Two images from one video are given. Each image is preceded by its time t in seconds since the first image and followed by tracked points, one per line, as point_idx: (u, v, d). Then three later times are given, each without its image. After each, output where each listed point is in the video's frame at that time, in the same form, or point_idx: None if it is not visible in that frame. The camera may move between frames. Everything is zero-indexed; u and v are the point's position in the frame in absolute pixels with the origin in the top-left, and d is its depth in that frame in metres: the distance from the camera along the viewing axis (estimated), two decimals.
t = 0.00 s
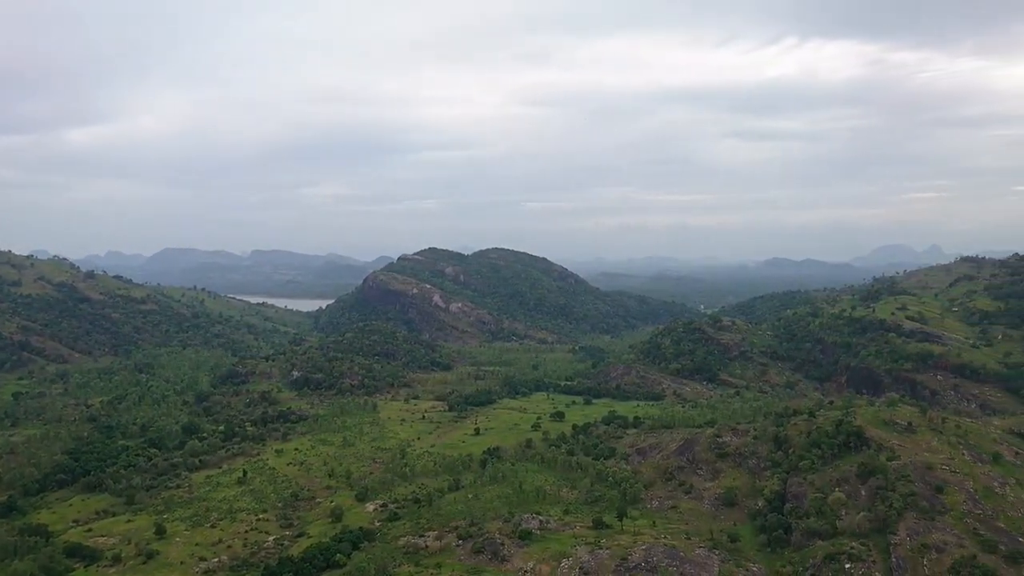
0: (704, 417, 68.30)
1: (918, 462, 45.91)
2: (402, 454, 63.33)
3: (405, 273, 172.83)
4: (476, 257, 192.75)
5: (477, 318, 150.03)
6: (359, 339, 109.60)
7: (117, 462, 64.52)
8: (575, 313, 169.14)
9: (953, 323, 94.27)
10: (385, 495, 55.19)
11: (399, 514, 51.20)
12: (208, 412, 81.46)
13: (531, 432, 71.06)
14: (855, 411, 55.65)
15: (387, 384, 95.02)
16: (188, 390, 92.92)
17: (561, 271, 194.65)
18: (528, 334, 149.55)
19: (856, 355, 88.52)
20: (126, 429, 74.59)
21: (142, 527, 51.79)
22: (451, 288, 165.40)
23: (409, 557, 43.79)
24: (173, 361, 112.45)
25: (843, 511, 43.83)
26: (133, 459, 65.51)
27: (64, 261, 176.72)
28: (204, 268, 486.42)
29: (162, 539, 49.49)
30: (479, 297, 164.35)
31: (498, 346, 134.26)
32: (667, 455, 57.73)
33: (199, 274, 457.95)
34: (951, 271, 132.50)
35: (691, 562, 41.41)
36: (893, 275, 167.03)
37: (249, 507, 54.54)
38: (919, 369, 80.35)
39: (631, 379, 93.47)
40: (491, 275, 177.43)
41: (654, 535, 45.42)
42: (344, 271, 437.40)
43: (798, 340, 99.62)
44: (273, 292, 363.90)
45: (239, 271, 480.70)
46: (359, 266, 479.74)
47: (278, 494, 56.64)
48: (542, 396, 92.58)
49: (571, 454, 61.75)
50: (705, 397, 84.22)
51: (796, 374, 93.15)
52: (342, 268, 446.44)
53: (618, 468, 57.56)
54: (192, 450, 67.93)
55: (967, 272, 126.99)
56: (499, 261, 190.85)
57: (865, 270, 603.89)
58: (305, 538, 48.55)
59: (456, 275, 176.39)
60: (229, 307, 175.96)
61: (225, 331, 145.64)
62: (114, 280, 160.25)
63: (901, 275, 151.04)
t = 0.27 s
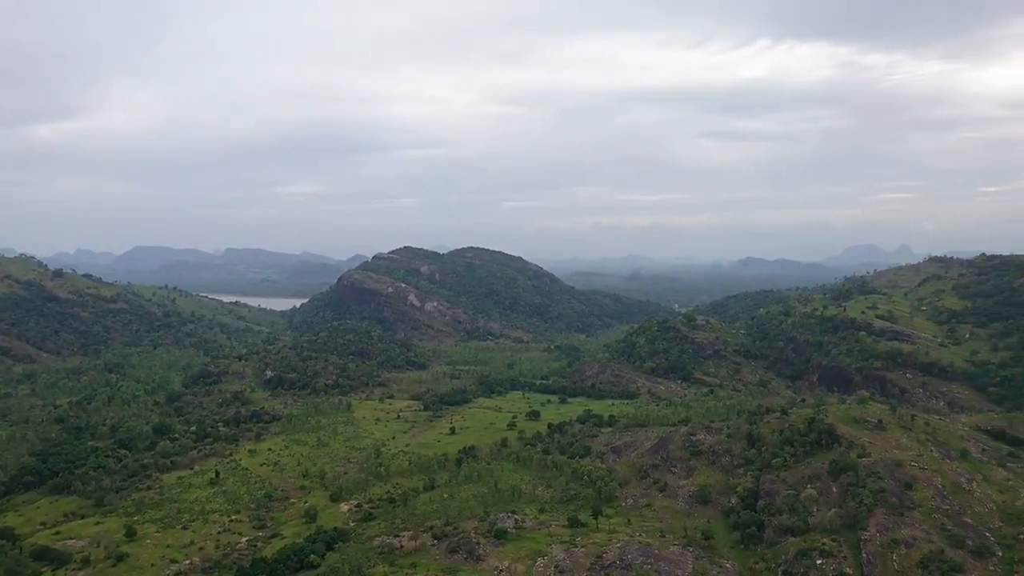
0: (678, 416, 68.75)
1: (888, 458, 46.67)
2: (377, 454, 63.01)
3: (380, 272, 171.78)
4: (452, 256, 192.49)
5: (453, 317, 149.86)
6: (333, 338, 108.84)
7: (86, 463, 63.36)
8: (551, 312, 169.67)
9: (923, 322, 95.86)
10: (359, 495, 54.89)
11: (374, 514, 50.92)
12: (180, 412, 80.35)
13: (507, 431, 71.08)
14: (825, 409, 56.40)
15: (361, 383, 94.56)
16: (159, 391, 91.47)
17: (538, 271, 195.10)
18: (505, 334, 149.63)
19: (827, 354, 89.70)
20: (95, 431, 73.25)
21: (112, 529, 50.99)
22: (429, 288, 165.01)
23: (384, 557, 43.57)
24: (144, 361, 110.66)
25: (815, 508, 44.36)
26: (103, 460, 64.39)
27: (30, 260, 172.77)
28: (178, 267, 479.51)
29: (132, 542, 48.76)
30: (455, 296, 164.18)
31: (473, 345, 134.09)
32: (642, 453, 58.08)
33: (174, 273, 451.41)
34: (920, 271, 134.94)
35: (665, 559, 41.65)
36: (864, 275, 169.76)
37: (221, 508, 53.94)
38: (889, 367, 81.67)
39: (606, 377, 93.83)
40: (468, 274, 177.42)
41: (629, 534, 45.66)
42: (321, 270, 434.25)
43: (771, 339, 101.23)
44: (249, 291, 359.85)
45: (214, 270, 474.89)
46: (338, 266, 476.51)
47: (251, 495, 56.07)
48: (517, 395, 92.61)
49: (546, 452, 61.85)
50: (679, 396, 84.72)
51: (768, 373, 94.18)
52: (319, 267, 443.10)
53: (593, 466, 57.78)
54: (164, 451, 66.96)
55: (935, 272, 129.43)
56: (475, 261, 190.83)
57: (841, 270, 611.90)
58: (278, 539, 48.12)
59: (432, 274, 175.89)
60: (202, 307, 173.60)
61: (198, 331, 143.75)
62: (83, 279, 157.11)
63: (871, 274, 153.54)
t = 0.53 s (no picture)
0: (655, 415, 69.10)
1: (861, 456, 47.30)
2: (355, 455, 62.72)
3: (356, 271, 170.55)
4: (430, 256, 192.32)
5: (431, 317, 149.73)
6: (309, 338, 108.21)
7: (57, 465, 62.34)
8: (529, 312, 170.11)
9: (896, 322, 97.42)
10: (336, 496, 54.62)
11: (351, 515, 50.67)
12: (154, 413, 79.36)
13: (485, 431, 71.09)
14: (800, 408, 57.03)
15: (339, 383, 94.22)
16: (133, 391, 90.20)
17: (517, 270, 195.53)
18: (484, 334, 149.71)
19: (803, 353, 90.67)
20: (67, 432, 72.06)
21: (85, 532, 50.32)
22: (408, 288, 164.55)
23: (361, 558, 43.38)
24: (118, 362, 109.07)
25: (791, 505, 44.80)
26: (75, 462, 63.41)
27: None
28: (155, 266, 473.28)
29: (105, 544, 48.15)
30: (433, 296, 164.10)
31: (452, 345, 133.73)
32: (619, 452, 58.40)
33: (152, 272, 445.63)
34: (893, 271, 136.93)
35: (642, 558, 41.82)
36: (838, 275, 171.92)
37: (196, 510, 53.41)
38: (863, 366, 82.77)
39: (584, 377, 94.11)
40: (446, 274, 177.55)
41: (606, 532, 45.88)
42: (300, 270, 431.30)
43: (747, 338, 101.31)
44: (226, 291, 356.19)
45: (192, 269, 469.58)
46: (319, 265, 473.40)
47: (226, 496, 55.56)
48: (495, 394, 92.58)
49: (524, 452, 61.94)
50: (656, 395, 85.15)
51: (745, 372, 94.98)
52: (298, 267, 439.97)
53: (571, 465, 57.97)
54: (138, 452, 66.12)
55: (908, 272, 131.43)
56: (453, 260, 190.85)
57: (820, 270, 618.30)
58: (254, 540, 47.76)
59: (410, 274, 175.14)
60: (176, 307, 171.48)
61: (173, 331, 141.96)
62: (55, 278, 154.33)
63: (845, 274, 155.53)
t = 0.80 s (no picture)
0: (634, 414, 69.40)
1: (837, 455, 47.91)
2: (333, 455, 62.42)
3: (334, 271, 169.18)
4: (409, 256, 192.18)
5: (409, 317, 149.63)
6: (286, 339, 107.70)
7: (29, 468, 61.30)
8: (508, 312, 170.54)
9: (870, 321, 99.88)
10: (314, 496, 54.34)
11: (329, 515, 50.42)
12: (128, 414, 78.34)
13: (464, 431, 71.07)
14: (777, 407, 57.56)
15: (316, 384, 93.99)
16: (106, 392, 88.85)
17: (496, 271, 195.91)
18: (463, 334, 149.64)
19: (779, 352, 91.50)
20: (38, 434, 70.78)
21: (57, 535, 49.61)
22: (388, 288, 164.03)
23: (339, 559, 43.20)
24: (91, 363, 107.42)
25: (767, 503, 45.03)
26: (47, 464, 62.39)
27: None
28: (131, 265, 466.94)
29: (78, 548, 47.51)
30: (411, 296, 164.05)
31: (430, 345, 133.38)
32: (598, 451, 58.70)
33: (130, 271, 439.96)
34: (867, 271, 138.86)
35: (621, 557, 41.89)
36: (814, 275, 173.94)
37: (172, 512, 52.88)
38: (839, 364, 83.75)
39: (562, 377, 94.37)
40: (425, 275, 177.80)
41: (585, 532, 46.03)
42: (280, 270, 428.22)
43: (724, 337, 102.89)
44: (205, 290, 352.70)
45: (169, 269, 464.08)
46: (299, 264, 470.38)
47: (202, 498, 55.02)
48: (473, 395, 92.46)
49: (503, 452, 62.00)
50: (635, 394, 85.55)
51: (722, 371, 95.64)
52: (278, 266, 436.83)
53: (550, 465, 58.14)
54: (112, 454, 65.26)
55: (881, 272, 133.50)
56: (432, 261, 190.88)
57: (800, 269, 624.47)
58: (231, 542, 47.36)
59: (388, 274, 174.38)
60: (151, 307, 169.22)
61: (148, 331, 140.13)
62: (27, 278, 151.57)
63: (821, 274, 157.43)
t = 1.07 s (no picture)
0: (612, 413, 69.62)
1: (811, 453, 48.38)
2: (309, 456, 62.11)
3: (309, 271, 167.88)
4: (386, 256, 191.76)
5: (386, 317, 149.37)
6: (262, 339, 107.06)
7: None
8: (486, 311, 170.89)
9: (844, 320, 101.64)
10: (290, 498, 54.02)
11: (305, 516, 50.17)
12: (101, 416, 77.24)
13: (441, 431, 70.97)
14: (752, 405, 57.98)
15: (292, 385, 93.65)
16: (78, 394, 87.37)
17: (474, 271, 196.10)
18: (440, 333, 149.49)
19: (755, 352, 92.21)
20: (7, 436, 69.42)
21: (28, 539, 48.85)
22: (366, 287, 163.40)
23: (316, 560, 43.02)
24: (62, 363, 105.58)
25: (744, 501, 45.15)
26: (17, 467, 61.30)
27: None
28: (106, 265, 460.03)
29: (49, 552, 46.81)
30: (388, 296, 163.73)
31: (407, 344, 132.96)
32: (575, 451, 58.95)
33: (105, 271, 433.68)
34: (841, 271, 140.72)
35: (598, 556, 41.92)
36: (788, 275, 175.97)
37: (145, 514, 52.30)
38: (813, 364, 84.68)
39: (540, 377, 94.52)
40: (403, 275, 177.53)
41: (562, 531, 46.15)
42: (258, 269, 424.63)
43: (701, 336, 103.63)
44: (182, 290, 348.51)
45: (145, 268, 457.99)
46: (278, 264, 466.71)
47: (176, 500, 54.47)
48: (451, 395, 92.24)
49: (480, 452, 62.01)
50: (612, 394, 85.81)
51: (698, 370, 96.22)
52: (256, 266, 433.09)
53: (528, 465, 58.31)
54: (84, 455, 64.31)
55: (855, 272, 135.43)
56: (409, 261, 190.61)
57: (780, 269, 630.76)
58: (206, 544, 46.92)
59: (365, 273, 173.48)
60: (123, 307, 166.79)
61: (122, 332, 138.23)
62: None
63: (796, 274, 159.20)
